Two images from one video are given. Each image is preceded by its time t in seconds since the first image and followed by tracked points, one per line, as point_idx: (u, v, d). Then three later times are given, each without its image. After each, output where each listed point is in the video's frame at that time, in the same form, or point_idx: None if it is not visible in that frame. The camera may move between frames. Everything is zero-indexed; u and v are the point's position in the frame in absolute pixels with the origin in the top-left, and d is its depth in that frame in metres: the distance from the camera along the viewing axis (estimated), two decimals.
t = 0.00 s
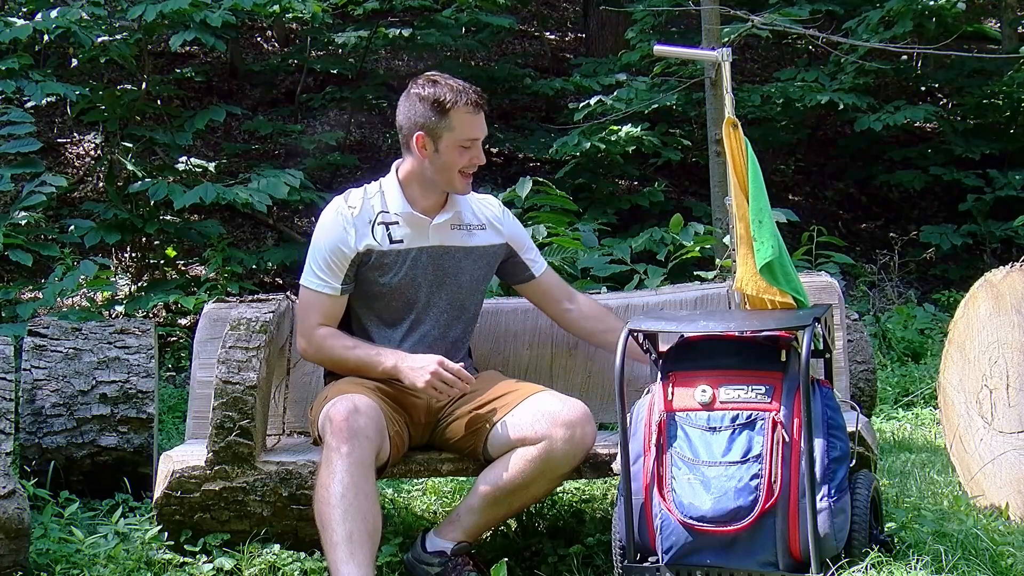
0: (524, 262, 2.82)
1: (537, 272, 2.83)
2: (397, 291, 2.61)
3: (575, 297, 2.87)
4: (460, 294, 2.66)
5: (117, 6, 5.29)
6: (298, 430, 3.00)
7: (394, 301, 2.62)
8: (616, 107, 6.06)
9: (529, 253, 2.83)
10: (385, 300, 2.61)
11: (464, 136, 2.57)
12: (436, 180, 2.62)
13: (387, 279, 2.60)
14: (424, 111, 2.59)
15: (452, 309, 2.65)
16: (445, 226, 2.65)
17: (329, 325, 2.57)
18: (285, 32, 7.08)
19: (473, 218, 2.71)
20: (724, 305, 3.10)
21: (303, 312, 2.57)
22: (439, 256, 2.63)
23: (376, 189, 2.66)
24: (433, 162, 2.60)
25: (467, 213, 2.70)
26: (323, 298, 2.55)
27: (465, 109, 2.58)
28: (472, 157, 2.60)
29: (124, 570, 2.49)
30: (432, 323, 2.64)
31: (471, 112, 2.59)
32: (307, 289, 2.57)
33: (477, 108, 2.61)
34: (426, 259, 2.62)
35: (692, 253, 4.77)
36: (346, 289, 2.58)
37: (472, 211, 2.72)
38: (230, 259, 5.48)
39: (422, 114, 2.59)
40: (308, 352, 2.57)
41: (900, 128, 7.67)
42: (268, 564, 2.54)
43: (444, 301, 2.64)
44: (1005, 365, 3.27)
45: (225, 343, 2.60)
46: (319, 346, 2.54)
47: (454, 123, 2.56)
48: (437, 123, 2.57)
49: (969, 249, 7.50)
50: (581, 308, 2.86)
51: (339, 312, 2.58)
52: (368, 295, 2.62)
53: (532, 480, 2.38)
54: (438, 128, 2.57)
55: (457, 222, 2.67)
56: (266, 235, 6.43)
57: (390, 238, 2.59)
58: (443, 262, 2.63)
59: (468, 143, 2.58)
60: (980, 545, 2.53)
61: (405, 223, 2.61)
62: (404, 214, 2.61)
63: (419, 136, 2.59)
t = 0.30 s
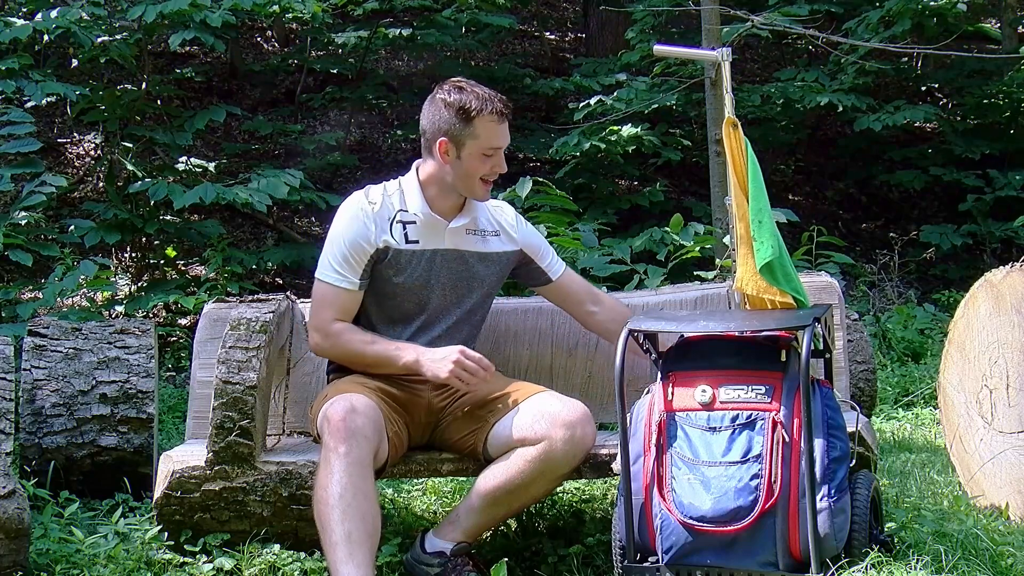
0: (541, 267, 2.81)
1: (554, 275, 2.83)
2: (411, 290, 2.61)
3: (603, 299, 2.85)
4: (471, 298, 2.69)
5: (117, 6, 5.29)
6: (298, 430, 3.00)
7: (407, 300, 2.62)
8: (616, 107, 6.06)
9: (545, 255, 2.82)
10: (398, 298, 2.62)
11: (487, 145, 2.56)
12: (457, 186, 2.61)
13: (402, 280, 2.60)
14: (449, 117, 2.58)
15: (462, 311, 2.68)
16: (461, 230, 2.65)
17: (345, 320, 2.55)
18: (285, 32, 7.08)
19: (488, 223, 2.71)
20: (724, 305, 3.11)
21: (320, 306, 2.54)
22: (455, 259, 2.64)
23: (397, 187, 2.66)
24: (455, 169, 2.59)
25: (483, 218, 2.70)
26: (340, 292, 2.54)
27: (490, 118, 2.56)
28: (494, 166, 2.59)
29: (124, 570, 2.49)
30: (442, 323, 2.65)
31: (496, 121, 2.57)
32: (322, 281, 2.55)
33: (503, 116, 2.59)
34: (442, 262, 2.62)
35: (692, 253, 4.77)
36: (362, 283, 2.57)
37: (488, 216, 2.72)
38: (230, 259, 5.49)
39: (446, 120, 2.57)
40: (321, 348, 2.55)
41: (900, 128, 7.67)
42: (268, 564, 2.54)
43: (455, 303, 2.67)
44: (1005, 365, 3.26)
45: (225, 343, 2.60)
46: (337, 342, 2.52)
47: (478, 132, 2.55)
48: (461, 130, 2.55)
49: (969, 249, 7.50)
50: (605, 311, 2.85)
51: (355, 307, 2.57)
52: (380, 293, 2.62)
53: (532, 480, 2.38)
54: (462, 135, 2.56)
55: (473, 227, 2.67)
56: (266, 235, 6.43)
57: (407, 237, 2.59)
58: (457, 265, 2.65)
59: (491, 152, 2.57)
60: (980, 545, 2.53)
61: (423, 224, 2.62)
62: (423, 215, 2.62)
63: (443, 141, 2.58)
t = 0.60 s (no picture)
0: (542, 266, 2.82)
1: (556, 272, 2.83)
2: (431, 293, 2.64)
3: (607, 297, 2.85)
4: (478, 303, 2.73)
5: (117, 7, 5.29)
6: (298, 430, 2.99)
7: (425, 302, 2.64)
8: (616, 107, 6.06)
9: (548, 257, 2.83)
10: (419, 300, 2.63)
11: (487, 151, 2.55)
12: (459, 192, 2.59)
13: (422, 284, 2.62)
14: (447, 125, 2.56)
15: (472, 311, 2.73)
16: (468, 234, 2.66)
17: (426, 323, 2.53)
18: (285, 32, 7.08)
19: (492, 224, 2.72)
20: (725, 305, 3.11)
21: (398, 313, 2.49)
22: (468, 261, 2.66)
23: (403, 192, 2.63)
24: (456, 177, 2.57)
25: (487, 219, 2.71)
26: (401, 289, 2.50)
27: (488, 123, 2.55)
28: (495, 170, 2.58)
29: (124, 570, 2.49)
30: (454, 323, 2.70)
31: (493, 126, 2.56)
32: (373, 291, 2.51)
33: (501, 121, 2.59)
34: (456, 266, 2.66)
35: (692, 253, 4.77)
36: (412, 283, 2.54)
37: (491, 216, 2.73)
38: (230, 259, 5.49)
39: (444, 130, 2.56)
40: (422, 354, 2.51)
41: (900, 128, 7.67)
42: (268, 564, 2.54)
43: (467, 302, 2.71)
44: (1005, 365, 3.26)
45: (225, 343, 2.60)
46: (434, 348, 2.50)
47: (478, 138, 2.53)
48: (460, 139, 2.54)
49: (969, 250, 7.50)
50: (609, 309, 2.84)
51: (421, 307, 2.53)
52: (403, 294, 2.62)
53: (532, 480, 2.38)
54: (461, 144, 2.54)
55: (479, 229, 2.67)
56: (266, 235, 6.43)
57: (424, 242, 2.60)
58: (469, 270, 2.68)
59: (492, 157, 2.56)
60: (980, 545, 2.53)
61: (435, 228, 2.61)
62: (431, 220, 2.61)
63: (441, 150, 2.56)
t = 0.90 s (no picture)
0: (539, 261, 2.83)
1: (551, 266, 2.84)
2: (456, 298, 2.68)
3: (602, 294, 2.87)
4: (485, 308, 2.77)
5: (117, 6, 5.29)
6: (298, 430, 2.99)
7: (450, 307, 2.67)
8: (616, 107, 6.06)
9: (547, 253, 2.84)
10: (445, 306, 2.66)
11: (485, 166, 2.53)
12: (464, 204, 2.59)
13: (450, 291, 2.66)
14: (445, 141, 2.55)
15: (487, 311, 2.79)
16: (480, 238, 2.67)
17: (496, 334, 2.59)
18: (285, 32, 7.07)
19: (495, 222, 2.72)
20: (724, 305, 3.11)
21: (476, 321, 2.53)
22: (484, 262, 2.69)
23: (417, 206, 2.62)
24: (460, 192, 2.57)
25: (493, 220, 2.71)
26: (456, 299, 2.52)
27: (485, 139, 2.52)
28: (498, 182, 2.56)
29: (124, 570, 2.50)
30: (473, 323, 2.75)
31: (491, 140, 2.53)
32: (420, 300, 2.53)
33: (499, 131, 2.56)
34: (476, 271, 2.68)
35: (692, 253, 4.77)
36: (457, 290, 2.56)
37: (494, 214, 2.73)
38: (229, 259, 5.48)
39: (443, 148, 2.55)
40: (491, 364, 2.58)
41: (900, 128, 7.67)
42: (268, 564, 2.55)
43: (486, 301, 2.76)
44: (1005, 365, 3.26)
45: (225, 343, 2.60)
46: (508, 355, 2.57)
47: (475, 153, 2.52)
48: (459, 157, 2.53)
49: (969, 250, 7.50)
50: (603, 307, 2.86)
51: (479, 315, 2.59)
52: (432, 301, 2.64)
53: (533, 479, 2.38)
54: (460, 161, 2.53)
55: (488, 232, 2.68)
56: (266, 235, 6.43)
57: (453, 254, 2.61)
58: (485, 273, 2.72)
59: (492, 170, 2.54)
60: (980, 545, 2.53)
61: (454, 237, 2.62)
62: (449, 231, 2.61)
63: (441, 167, 2.56)
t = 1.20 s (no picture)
0: (527, 257, 2.85)
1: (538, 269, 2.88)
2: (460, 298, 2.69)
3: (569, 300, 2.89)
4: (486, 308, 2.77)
5: (117, 6, 5.29)
6: (298, 430, 2.99)
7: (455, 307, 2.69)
8: (616, 107, 6.06)
9: (533, 249, 2.85)
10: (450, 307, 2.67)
11: (489, 173, 2.52)
12: (465, 207, 2.58)
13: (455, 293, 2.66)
14: (449, 144, 2.53)
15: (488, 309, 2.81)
16: (480, 237, 2.68)
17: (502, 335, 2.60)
18: (285, 32, 7.07)
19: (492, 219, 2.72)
20: (724, 305, 3.11)
21: (482, 322, 2.54)
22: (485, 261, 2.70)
23: (418, 209, 2.60)
24: (461, 196, 2.56)
25: (490, 219, 2.71)
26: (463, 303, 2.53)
27: (492, 147, 2.51)
28: (500, 188, 2.55)
29: (124, 570, 2.49)
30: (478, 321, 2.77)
31: (497, 148, 2.51)
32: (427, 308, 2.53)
33: (505, 136, 2.55)
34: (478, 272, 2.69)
35: (692, 253, 4.77)
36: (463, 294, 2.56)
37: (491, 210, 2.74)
38: (229, 259, 5.48)
39: (448, 151, 2.53)
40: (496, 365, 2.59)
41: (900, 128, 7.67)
42: (268, 564, 2.54)
43: (488, 299, 2.77)
44: (1005, 365, 3.26)
45: (225, 343, 2.60)
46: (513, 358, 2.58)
47: (480, 160, 2.51)
48: (463, 161, 2.52)
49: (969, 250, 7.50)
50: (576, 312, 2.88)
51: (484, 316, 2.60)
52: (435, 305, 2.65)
53: (535, 479, 2.38)
54: (464, 165, 2.52)
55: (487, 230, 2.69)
56: (266, 235, 6.43)
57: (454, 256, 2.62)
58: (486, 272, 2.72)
59: (496, 176, 2.53)
60: (980, 545, 2.53)
61: (456, 239, 2.61)
62: (450, 234, 2.60)
63: (444, 169, 2.54)
